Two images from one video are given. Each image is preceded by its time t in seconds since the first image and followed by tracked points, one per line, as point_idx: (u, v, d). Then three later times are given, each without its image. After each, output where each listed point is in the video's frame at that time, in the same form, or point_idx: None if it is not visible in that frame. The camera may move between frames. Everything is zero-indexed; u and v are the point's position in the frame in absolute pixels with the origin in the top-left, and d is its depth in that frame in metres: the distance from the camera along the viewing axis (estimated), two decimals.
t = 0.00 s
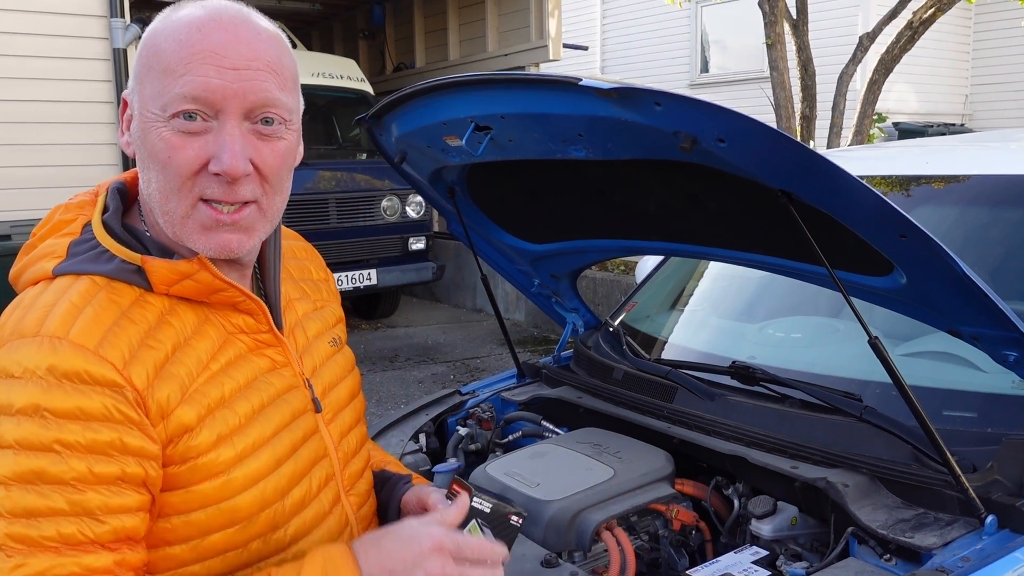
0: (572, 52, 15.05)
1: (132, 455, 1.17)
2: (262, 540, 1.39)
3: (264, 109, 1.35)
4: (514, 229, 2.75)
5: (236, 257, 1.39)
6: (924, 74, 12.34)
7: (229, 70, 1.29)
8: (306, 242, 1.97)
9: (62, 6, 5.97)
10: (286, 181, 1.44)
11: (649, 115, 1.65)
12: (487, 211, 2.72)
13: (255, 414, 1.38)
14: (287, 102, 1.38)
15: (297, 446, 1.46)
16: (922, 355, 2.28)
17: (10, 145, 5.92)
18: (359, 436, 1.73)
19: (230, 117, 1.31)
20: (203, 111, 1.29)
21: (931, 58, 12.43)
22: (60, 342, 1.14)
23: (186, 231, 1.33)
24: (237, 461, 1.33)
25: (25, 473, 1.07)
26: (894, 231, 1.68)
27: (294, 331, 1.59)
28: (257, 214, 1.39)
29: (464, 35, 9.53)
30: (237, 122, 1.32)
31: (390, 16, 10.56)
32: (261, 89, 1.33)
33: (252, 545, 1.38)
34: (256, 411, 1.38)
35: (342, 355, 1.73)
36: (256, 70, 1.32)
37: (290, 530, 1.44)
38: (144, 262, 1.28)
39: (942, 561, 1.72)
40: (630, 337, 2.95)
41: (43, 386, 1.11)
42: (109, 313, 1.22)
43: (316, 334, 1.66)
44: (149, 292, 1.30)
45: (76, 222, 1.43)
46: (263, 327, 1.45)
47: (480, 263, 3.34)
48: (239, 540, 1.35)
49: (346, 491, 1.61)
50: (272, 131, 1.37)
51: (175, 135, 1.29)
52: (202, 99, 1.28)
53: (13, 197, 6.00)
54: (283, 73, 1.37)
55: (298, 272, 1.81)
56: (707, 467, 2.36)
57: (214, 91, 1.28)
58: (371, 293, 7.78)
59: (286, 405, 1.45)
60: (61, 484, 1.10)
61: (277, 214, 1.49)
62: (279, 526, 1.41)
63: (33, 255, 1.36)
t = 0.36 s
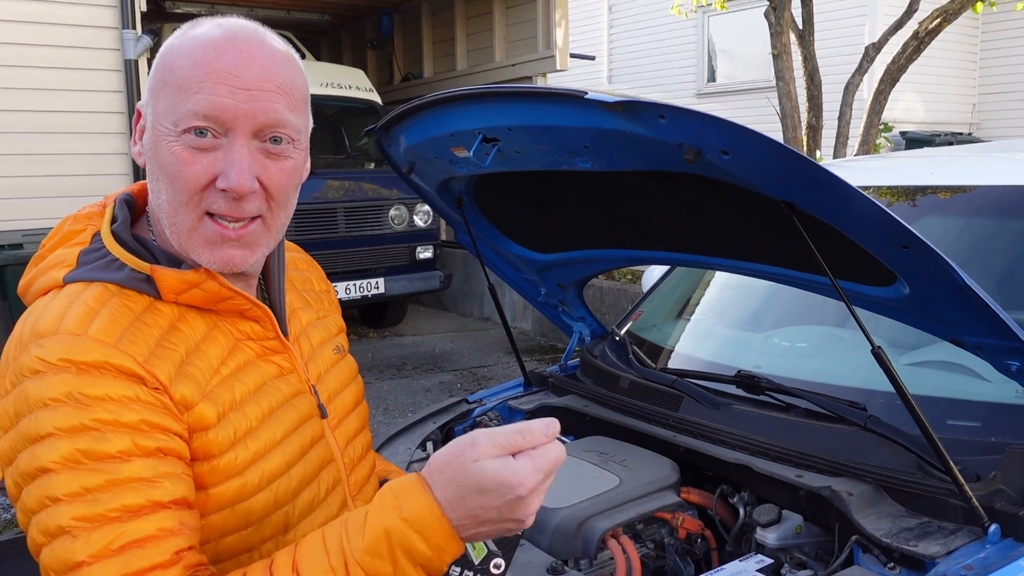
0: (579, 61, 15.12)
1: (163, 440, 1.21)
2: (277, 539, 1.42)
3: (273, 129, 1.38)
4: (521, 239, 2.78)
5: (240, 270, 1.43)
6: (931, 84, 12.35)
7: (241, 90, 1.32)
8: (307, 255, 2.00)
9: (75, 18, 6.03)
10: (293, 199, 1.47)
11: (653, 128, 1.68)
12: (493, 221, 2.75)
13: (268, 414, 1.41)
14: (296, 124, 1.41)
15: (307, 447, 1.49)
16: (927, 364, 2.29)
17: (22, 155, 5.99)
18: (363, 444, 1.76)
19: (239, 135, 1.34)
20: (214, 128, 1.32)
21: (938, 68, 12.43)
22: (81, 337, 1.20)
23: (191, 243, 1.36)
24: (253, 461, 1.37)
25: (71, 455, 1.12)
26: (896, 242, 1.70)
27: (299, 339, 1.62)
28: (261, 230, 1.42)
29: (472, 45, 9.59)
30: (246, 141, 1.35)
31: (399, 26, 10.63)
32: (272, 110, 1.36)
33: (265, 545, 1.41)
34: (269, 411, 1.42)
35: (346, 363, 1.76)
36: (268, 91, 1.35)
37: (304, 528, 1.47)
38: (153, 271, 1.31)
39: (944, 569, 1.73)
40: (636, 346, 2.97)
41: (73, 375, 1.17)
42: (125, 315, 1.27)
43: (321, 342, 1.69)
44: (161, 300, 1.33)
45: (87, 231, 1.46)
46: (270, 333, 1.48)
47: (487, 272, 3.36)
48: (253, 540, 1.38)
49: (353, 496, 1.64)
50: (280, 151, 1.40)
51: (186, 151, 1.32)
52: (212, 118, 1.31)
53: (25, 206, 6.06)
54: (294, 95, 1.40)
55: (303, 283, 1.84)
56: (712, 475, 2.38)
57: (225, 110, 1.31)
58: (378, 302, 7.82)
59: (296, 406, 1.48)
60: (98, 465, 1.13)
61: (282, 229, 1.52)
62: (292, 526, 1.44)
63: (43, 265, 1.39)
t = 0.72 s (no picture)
0: (588, 75, 15.19)
1: (192, 454, 1.24)
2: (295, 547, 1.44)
3: (299, 141, 1.41)
4: (531, 252, 2.81)
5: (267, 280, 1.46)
6: (940, 97, 12.36)
7: (269, 103, 1.36)
8: (316, 269, 2.02)
9: (90, 33, 6.14)
10: (317, 209, 1.50)
11: (660, 143, 1.71)
12: (504, 233, 2.78)
13: (290, 426, 1.44)
14: (321, 135, 1.44)
15: (325, 458, 1.52)
16: (937, 378, 2.30)
17: (36, 167, 6.06)
18: (377, 452, 1.79)
19: (269, 147, 1.38)
20: (244, 140, 1.36)
21: (947, 81, 12.45)
22: (113, 351, 1.23)
23: (223, 254, 1.39)
24: (276, 470, 1.40)
25: (99, 470, 1.15)
26: (902, 255, 1.72)
27: (316, 350, 1.65)
28: (289, 240, 1.45)
29: (481, 58, 9.67)
30: (274, 152, 1.39)
31: (409, 41, 10.74)
32: (299, 121, 1.39)
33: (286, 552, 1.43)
34: (290, 423, 1.45)
35: (359, 374, 1.78)
36: (295, 104, 1.39)
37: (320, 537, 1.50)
38: (181, 283, 1.35)
39: None
40: (645, 358, 2.98)
41: (105, 390, 1.19)
42: (155, 329, 1.30)
43: (336, 353, 1.72)
44: (187, 312, 1.37)
45: (113, 246, 1.51)
46: (292, 344, 1.51)
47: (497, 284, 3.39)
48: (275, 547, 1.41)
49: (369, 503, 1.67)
50: (306, 162, 1.44)
51: (216, 163, 1.36)
52: (242, 130, 1.35)
53: (38, 218, 6.12)
54: (318, 108, 1.43)
55: (315, 295, 1.86)
56: (721, 487, 2.39)
57: (255, 123, 1.35)
58: (388, 314, 7.86)
59: (316, 418, 1.51)
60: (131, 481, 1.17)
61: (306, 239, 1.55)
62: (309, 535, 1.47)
63: (71, 278, 1.43)
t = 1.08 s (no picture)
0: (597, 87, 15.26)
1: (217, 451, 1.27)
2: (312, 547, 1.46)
3: (306, 152, 1.44)
4: (541, 262, 2.84)
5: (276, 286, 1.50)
6: (949, 110, 12.36)
7: (277, 115, 1.39)
8: (332, 278, 2.05)
9: (105, 44, 6.22)
10: (325, 218, 1.54)
11: (672, 155, 1.74)
12: (515, 244, 2.81)
13: (307, 429, 1.47)
14: (328, 146, 1.48)
15: (341, 463, 1.55)
16: (947, 390, 2.31)
17: (51, 177, 6.12)
18: (389, 460, 1.82)
19: (276, 158, 1.41)
20: (252, 152, 1.40)
21: (956, 94, 12.46)
22: (138, 352, 1.26)
23: (232, 261, 1.44)
24: (293, 471, 1.42)
25: (138, 458, 1.19)
26: (911, 268, 1.74)
27: (331, 357, 1.68)
28: (297, 247, 1.48)
29: (490, 70, 9.74)
30: (281, 164, 1.42)
31: (419, 53, 10.83)
32: (305, 133, 1.43)
33: (304, 552, 1.45)
34: (307, 426, 1.47)
35: (373, 381, 1.81)
36: (302, 117, 1.42)
37: (336, 539, 1.52)
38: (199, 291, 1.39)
39: None
40: (654, 369, 3.00)
41: (133, 388, 1.23)
42: (176, 334, 1.34)
43: (349, 360, 1.75)
44: (206, 319, 1.40)
45: (135, 255, 1.54)
46: (307, 351, 1.53)
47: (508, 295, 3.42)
48: (293, 547, 1.43)
49: (382, 510, 1.69)
50: (313, 173, 1.47)
51: (225, 174, 1.40)
52: (250, 143, 1.38)
53: (52, 227, 6.16)
54: (326, 119, 1.47)
55: (331, 305, 1.89)
56: (730, 497, 2.40)
57: (261, 135, 1.39)
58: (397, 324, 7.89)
59: (331, 422, 1.54)
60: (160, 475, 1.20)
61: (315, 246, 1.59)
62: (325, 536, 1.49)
63: (94, 287, 1.46)
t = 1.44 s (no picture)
0: (603, 96, 15.33)
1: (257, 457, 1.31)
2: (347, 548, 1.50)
3: (350, 165, 1.50)
4: (556, 271, 2.88)
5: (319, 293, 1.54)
6: (956, 120, 12.40)
7: (323, 130, 1.44)
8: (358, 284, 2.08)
9: (120, 54, 6.29)
10: (367, 229, 1.58)
11: (692, 168, 1.78)
12: (531, 253, 2.85)
13: (341, 433, 1.51)
14: (370, 160, 1.53)
15: (372, 466, 1.59)
16: (958, 398, 2.34)
17: (66, 185, 6.18)
18: (417, 463, 1.86)
19: (322, 171, 1.46)
20: (300, 165, 1.45)
21: (963, 105, 12.49)
22: (182, 361, 1.31)
23: (279, 269, 1.48)
24: (329, 475, 1.46)
25: (179, 467, 1.24)
26: (926, 278, 1.77)
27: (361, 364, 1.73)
28: (340, 256, 1.53)
29: (499, 80, 9.81)
30: (327, 176, 1.47)
31: (428, 63, 10.91)
32: (351, 146, 1.48)
33: (337, 553, 1.49)
34: (341, 431, 1.52)
35: (401, 388, 1.85)
36: (347, 131, 1.47)
37: (368, 540, 1.56)
38: (241, 300, 1.44)
39: None
40: (667, 377, 3.03)
41: (177, 396, 1.28)
42: (220, 340, 1.39)
43: (379, 367, 1.79)
44: (246, 326, 1.45)
45: (179, 264, 1.59)
46: (341, 358, 1.58)
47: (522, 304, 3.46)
48: (327, 549, 1.47)
49: (410, 512, 1.73)
50: (356, 185, 1.52)
51: (273, 186, 1.45)
52: (298, 156, 1.44)
53: (66, 235, 6.21)
54: (368, 132, 1.52)
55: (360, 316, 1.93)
56: (744, 504, 2.43)
57: (309, 149, 1.43)
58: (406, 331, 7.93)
59: (363, 428, 1.58)
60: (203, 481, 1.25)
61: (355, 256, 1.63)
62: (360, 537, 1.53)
63: (138, 295, 1.51)
